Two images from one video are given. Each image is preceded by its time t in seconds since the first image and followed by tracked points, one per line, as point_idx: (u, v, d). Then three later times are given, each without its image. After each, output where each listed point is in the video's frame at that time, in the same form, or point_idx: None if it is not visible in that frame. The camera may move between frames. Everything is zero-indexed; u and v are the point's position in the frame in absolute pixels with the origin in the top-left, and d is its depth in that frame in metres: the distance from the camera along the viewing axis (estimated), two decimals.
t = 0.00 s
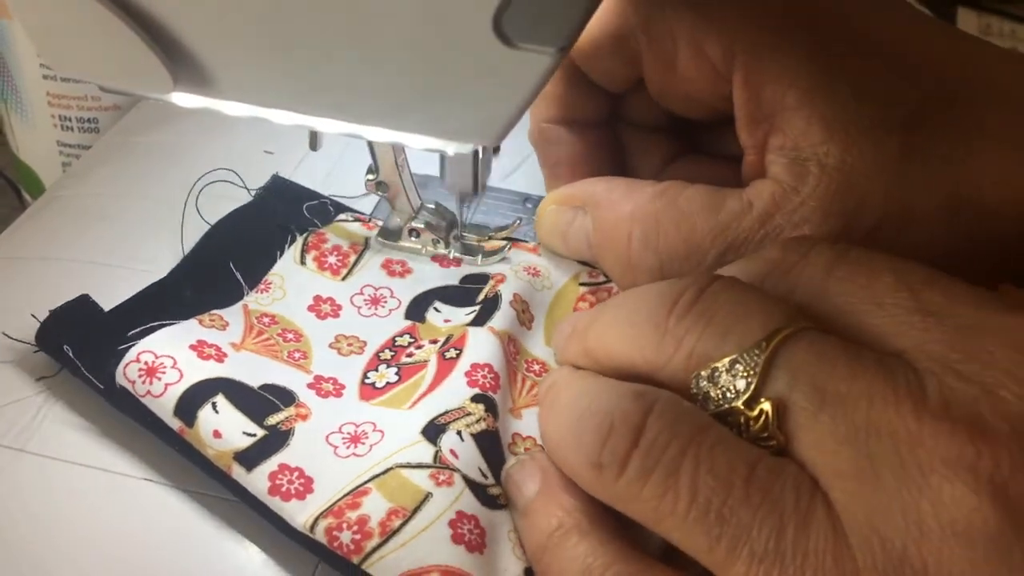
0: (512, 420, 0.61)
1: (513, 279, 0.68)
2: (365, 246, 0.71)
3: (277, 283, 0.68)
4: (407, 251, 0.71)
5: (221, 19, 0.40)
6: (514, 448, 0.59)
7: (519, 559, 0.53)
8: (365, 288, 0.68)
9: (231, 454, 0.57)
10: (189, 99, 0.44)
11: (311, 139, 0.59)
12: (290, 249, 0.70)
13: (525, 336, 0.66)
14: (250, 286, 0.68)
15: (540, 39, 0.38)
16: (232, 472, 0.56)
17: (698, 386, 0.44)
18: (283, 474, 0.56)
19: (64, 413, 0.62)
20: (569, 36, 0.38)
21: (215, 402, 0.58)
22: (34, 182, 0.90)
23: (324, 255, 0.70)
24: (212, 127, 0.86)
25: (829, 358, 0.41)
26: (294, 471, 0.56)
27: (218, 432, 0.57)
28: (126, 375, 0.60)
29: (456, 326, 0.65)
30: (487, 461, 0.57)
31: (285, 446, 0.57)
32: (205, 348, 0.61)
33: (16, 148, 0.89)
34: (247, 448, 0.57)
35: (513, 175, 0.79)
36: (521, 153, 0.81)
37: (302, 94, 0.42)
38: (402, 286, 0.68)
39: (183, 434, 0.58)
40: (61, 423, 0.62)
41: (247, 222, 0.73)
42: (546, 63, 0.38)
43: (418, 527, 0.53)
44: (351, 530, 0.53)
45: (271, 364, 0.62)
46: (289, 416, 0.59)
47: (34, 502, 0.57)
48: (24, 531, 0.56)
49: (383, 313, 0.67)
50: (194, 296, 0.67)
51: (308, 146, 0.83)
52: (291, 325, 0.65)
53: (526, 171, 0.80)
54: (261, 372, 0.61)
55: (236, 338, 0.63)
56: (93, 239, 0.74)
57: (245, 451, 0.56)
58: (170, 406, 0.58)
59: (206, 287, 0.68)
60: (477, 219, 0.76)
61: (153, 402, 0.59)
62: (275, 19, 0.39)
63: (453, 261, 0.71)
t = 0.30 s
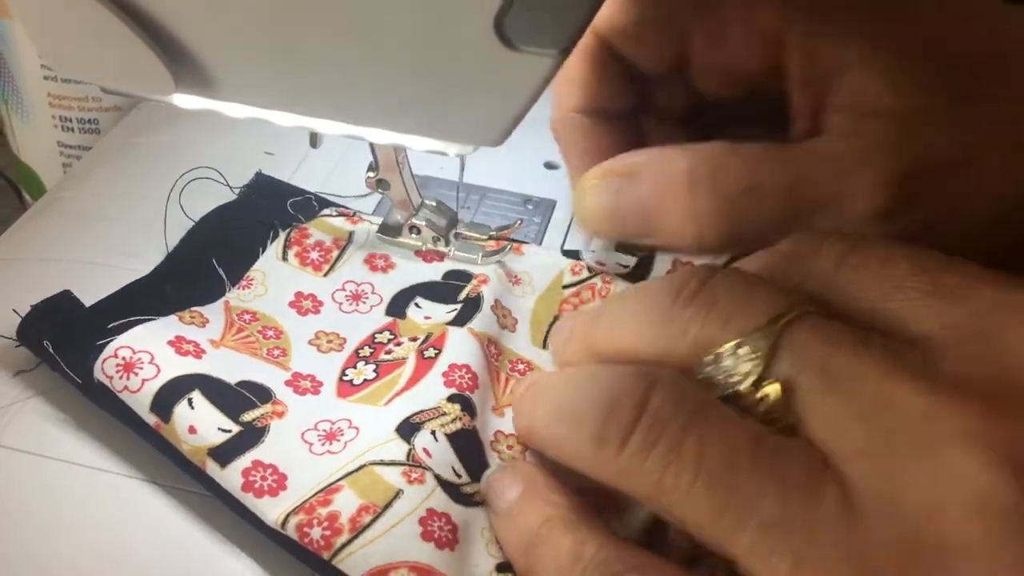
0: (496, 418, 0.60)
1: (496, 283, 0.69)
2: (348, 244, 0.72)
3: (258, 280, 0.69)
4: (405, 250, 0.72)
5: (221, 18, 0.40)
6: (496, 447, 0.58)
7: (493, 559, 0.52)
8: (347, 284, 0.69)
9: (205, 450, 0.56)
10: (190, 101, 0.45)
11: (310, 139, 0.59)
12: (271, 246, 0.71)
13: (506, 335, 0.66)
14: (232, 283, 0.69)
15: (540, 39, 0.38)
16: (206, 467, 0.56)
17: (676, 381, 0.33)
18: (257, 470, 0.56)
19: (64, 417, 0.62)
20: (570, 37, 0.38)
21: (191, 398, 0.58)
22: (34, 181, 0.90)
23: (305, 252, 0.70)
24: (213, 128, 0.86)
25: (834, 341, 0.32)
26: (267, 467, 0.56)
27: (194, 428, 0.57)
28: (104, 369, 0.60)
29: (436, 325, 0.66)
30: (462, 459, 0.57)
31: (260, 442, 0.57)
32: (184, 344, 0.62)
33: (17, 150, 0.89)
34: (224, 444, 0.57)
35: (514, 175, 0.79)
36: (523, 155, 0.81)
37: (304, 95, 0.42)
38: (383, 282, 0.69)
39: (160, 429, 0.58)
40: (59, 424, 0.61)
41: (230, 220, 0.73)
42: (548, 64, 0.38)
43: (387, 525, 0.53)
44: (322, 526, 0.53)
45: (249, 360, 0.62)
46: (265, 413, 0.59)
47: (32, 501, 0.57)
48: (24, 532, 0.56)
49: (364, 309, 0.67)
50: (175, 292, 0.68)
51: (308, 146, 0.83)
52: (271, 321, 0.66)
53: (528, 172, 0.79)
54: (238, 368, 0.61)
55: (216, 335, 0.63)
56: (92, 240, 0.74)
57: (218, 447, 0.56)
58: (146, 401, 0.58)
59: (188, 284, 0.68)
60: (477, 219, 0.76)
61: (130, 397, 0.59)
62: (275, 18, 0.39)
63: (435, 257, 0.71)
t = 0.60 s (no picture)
0: (506, 408, 0.60)
1: (492, 292, 0.68)
2: (346, 244, 0.71)
3: (255, 280, 0.68)
4: (405, 251, 0.71)
5: (221, 19, 0.40)
6: (505, 434, 0.59)
7: (499, 549, 0.54)
8: (343, 285, 0.68)
9: (204, 449, 0.57)
10: (189, 101, 0.44)
11: (311, 141, 0.59)
12: (268, 248, 0.70)
13: (510, 332, 0.65)
14: (227, 282, 0.68)
15: (540, 42, 0.38)
16: (206, 466, 0.56)
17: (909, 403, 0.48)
18: (256, 467, 0.56)
19: (65, 420, 0.62)
20: (567, 37, 0.38)
21: (190, 396, 0.58)
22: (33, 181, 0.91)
23: (303, 253, 0.70)
24: (214, 129, 0.86)
25: None
26: (267, 464, 0.56)
27: (192, 427, 0.57)
28: (102, 370, 0.59)
29: (432, 324, 0.66)
30: (463, 451, 0.57)
31: (259, 439, 0.57)
32: (181, 342, 0.61)
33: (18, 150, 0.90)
34: (222, 442, 0.57)
35: (514, 176, 0.79)
36: (524, 156, 0.81)
37: (303, 96, 0.42)
38: (380, 284, 0.69)
39: (159, 428, 0.58)
40: (60, 426, 0.61)
41: (230, 222, 0.73)
42: (546, 65, 0.38)
43: (388, 520, 0.53)
44: (322, 523, 0.53)
45: (247, 359, 0.61)
46: (264, 411, 0.58)
47: (34, 501, 0.57)
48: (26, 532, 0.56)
49: (361, 310, 0.67)
50: (173, 292, 0.68)
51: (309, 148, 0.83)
52: (267, 321, 0.65)
53: (528, 173, 0.79)
54: (234, 366, 0.61)
55: (213, 333, 0.62)
56: (92, 241, 0.74)
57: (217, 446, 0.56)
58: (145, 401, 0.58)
59: (184, 285, 0.69)
60: (477, 220, 0.76)
61: (128, 396, 0.59)
62: (275, 18, 0.39)
63: (433, 260, 0.71)
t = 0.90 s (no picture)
0: (504, 406, 0.60)
1: (491, 290, 0.68)
2: (345, 244, 0.71)
3: (252, 280, 0.68)
4: (404, 251, 0.71)
5: (219, 18, 0.40)
6: (504, 433, 0.58)
7: (496, 548, 0.54)
8: (341, 285, 0.68)
9: (202, 448, 0.57)
10: (185, 100, 0.44)
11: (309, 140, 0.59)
12: (266, 247, 0.70)
13: (509, 331, 0.65)
14: (224, 283, 0.68)
15: (537, 39, 0.38)
16: (203, 466, 0.56)
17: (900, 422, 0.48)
18: (253, 467, 0.56)
19: (65, 421, 0.62)
20: (562, 35, 0.38)
21: (187, 395, 0.58)
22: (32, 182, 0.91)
23: (300, 253, 0.70)
24: (212, 129, 0.86)
25: None
26: (264, 463, 0.56)
27: (190, 427, 0.57)
28: (99, 370, 0.59)
29: (430, 323, 0.66)
30: (460, 450, 0.57)
31: (257, 438, 0.57)
32: (178, 342, 0.60)
33: (16, 151, 0.90)
34: (218, 441, 0.57)
35: (512, 175, 0.79)
36: (522, 155, 0.81)
37: (300, 94, 0.42)
38: (378, 283, 0.69)
39: (157, 428, 0.58)
40: (60, 427, 0.61)
41: (226, 222, 0.73)
42: (541, 62, 0.38)
43: (385, 519, 0.53)
44: (320, 523, 0.53)
45: (245, 359, 0.61)
46: (261, 411, 0.58)
47: (35, 502, 0.57)
48: (26, 532, 0.56)
49: (359, 309, 0.67)
50: (170, 293, 0.68)
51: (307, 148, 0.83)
52: (265, 321, 0.65)
53: (526, 172, 0.79)
54: (232, 365, 0.61)
55: (210, 332, 0.62)
56: (89, 241, 0.74)
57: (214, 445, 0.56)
58: (142, 400, 0.58)
59: (181, 285, 0.69)
60: (475, 219, 0.76)
61: (125, 397, 0.59)
62: (272, 17, 0.39)
63: (431, 260, 0.71)
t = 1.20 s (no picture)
0: (500, 406, 0.60)
1: (489, 289, 0.68)
2: (342, 243, 0.71)
3: (249, 279, 0.68)
4: (401, 250, 0.71)
5: (216, 19, 0.40)
6: (499, 433, 0.58)
7: (491, 549, 0.53)
8: (337, 284, 0.68)
9: (197, 448, 0.57)
10: (181, 100, 0.44)
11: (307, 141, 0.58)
12: (263, 246, 0.70)
13: (506, 330, 0.65)
14: (221, 282, 0.68)
15: (531, 35, 0.38)
16: (198, 466, 0.57)
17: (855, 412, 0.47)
18: (248, 467, 0.56)
19: (63, 420, 0.62)
20: (558, 32, 0.38)
21: (182, 395, 0.58)
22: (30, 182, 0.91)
23: (297, 251, 0.69)
24: (209, 128, 0.86)
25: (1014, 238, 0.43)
26: (259, 464, 0.56)
27: (185, 427, 0.57)
28: (95, 370, 0.60)
29: (426, 324, 0.66)
30: (455, 449, 0.57)
31: (252, 438, 0.57)
32: (174, 342, 0.61)
33: (14, 151, 0.90)
34: (213, 442, 0.57)
35: (509, 174, 0.79)
36: (519, 154, 0.81)
37: (298, 95, 0.42)
38: (374, 282, 0.69)
39: (152, 428, 0.58)
40: (58, 428, 0.61)
41: (220, 223, 0.73)
42: (537, 60, 0.38)
43: (379, 519, 0.53)
44: (314, 523, 0.53)
45: (241, 359, 0.61)
46: (256, 411, 0.58)
47: (35, 503, 0.57)
48: (24, 532, 0.56)
49: (355, 308, 0.67)
50: (167, 292, 0.68)
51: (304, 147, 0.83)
52: (262, 320, 0.65)
53: (523, 171, 0.79)
54: (227, 365, 0.61)
55: (207, 332, 0.62)
56: (87, 241, 0.74)
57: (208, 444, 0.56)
58: (137, 400, 0.58)
59: (178, 284, 0.69)
60: (473, 217, 0.76)
61: (120, 396, 0.59)
62: (271, 17, 0.39)
63: (428, 259, 0.71)
